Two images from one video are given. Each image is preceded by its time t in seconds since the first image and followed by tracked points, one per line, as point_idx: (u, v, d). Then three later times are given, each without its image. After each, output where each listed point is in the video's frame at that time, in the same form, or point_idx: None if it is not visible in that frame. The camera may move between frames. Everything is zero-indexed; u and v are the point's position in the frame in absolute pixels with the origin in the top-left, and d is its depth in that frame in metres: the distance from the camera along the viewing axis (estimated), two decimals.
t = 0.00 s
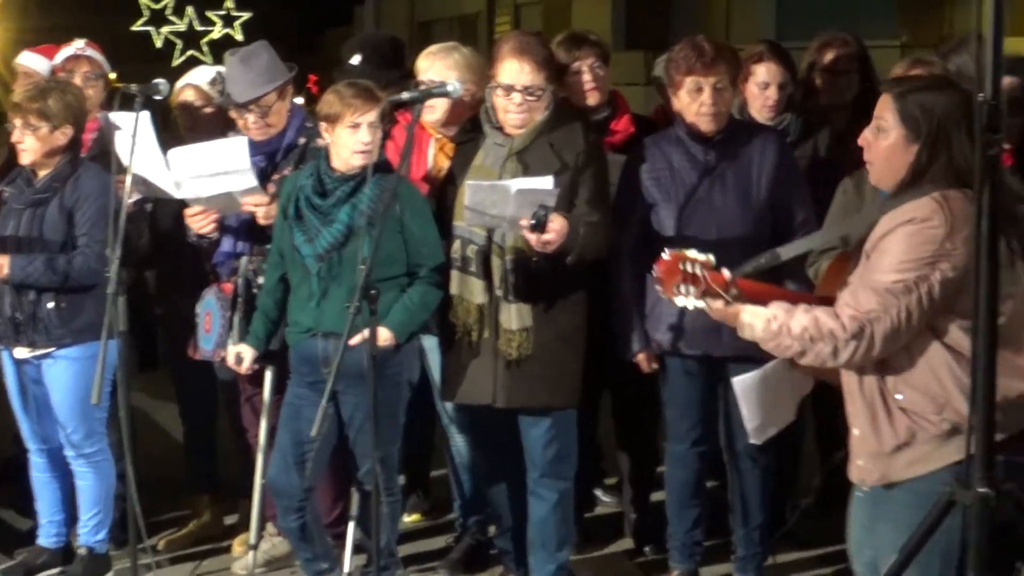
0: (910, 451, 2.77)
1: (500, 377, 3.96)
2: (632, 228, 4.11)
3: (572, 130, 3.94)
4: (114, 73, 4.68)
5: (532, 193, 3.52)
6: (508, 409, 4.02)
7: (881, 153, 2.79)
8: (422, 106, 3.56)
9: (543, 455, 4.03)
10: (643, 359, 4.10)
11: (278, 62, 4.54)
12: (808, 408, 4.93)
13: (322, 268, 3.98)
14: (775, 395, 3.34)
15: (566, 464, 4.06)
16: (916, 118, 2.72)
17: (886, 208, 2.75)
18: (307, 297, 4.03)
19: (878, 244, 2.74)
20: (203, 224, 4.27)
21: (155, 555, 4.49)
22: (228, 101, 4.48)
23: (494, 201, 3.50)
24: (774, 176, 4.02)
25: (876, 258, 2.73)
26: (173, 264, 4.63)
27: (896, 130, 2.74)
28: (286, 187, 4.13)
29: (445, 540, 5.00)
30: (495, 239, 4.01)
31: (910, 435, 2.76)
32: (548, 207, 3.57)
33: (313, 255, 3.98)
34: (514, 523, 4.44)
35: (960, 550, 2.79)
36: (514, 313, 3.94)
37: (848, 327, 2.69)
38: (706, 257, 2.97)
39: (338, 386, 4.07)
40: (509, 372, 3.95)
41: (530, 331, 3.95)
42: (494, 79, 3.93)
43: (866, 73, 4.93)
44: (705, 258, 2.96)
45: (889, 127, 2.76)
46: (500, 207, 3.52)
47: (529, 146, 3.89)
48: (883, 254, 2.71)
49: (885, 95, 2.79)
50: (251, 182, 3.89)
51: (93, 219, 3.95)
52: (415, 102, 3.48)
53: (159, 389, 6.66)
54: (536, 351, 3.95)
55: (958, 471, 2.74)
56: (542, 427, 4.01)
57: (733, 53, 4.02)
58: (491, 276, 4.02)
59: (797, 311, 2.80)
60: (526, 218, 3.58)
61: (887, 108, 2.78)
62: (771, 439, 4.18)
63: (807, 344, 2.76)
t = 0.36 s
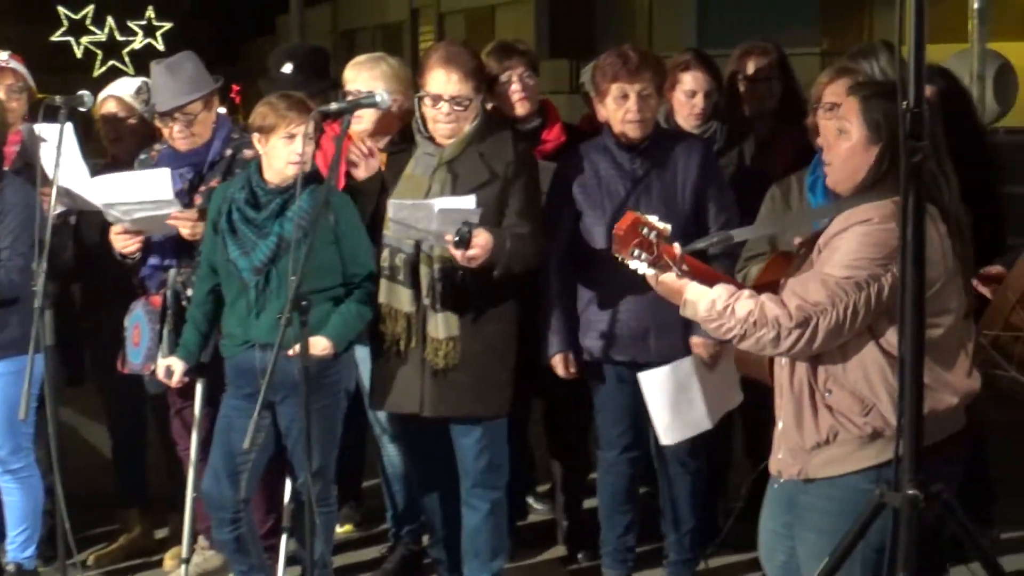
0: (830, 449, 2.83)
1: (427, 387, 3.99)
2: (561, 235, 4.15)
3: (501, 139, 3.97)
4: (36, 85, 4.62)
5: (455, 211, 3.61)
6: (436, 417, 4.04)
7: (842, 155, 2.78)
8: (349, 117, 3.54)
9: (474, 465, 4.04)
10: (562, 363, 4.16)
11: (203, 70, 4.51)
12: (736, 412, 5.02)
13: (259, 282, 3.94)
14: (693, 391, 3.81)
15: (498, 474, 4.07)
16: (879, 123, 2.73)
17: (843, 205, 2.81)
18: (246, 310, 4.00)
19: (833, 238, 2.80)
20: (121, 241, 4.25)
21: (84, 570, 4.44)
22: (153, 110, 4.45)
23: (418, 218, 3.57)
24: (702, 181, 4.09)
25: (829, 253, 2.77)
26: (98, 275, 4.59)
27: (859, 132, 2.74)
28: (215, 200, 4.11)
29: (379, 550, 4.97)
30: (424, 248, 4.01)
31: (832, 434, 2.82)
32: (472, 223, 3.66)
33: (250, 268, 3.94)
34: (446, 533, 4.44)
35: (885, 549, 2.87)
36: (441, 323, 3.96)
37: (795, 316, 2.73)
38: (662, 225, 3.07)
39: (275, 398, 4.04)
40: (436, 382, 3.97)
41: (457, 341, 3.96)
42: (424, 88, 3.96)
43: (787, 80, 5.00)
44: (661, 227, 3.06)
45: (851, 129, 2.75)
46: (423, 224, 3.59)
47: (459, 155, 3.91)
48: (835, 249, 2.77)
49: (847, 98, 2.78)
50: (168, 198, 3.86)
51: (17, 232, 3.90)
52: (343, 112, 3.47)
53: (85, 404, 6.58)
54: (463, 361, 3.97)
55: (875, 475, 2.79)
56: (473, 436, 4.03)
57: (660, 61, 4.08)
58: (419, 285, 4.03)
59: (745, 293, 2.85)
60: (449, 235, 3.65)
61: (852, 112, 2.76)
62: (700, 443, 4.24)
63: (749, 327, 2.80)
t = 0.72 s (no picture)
0: (799, 459, 2.85)
1: (384, 399, 3.97)
2: (514, 243, 4.16)
3: (457, 152, 3.99)
4: None
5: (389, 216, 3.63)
6: (391, 429, 4.03)
7: (814, 164, 2.84)
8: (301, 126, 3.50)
9: (428, 477, 4.04)
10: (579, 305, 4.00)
11: (151, 80, 4.44)
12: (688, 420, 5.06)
13: (213, 294, 3.92)
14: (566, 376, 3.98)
15: (452, 484, 4.07)
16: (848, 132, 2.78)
17: (816, 218, 2.83)
18: (199, 324, 3.96)
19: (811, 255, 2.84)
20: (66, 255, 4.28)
21: None
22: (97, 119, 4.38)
23: (350, 221, 3.60)
24: (654, 191, 4.12)
25: (805, 273, 2.83)
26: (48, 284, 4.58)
27: (828, 141, 2.80)
28: (164, 212, 4.08)
29: (332, 562, 4.94)
30: (382, 259, 3.98)
31: (803, 444, 2.84)
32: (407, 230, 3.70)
33: (202, 280, 3.91)
34: (400, 544, 4.43)
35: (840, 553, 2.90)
36: (400, 336, 3.94)
37: (779, 338, 2.73)
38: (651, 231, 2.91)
39: (230, 411, 4.00)
40: (393, 394, 3.96)
41: (415, 354, 3.95)
42: (377, 96, 3.95)
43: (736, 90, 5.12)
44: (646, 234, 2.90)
45: (819, 138, 2.82)
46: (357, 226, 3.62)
47: (416, 166, 3.93)
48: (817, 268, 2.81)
49: (815, 108, 2.85)
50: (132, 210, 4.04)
51: None
52: (295, 123, 3.44)
53: (35, 416, 6.51)
54: (421, 374, 3.96)
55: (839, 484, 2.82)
56: (428, 447, 4.02)
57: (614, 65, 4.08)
58: (377, 297, 4.00)
59: (724, 314, 2.82)
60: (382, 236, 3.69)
61: (819, 122, 2.83)
62: (652, 451, 4.27)
63: (733, 348, 2.78)
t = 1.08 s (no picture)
0: (772, 466, 2.89)
1: (343, 406, 3.96)
2: (471, 244, 4.13)
3: (417, 159, 3.99)
4: None
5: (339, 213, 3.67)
6: (350, 437, 4.02)
7: (772, 170, 2.90)
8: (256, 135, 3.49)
9: (386, 484, 4.03)
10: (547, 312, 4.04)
11: (103, 86, 4.41)
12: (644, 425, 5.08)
13: (162, 301, 3.89)
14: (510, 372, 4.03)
15: (409, 491, 4.06)
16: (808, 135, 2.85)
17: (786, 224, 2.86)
18: (148, 332, 3.93)
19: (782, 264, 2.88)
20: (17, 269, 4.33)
21: None
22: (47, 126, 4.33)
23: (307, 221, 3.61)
24: (606, 198, 4.15)
25: (779, 282, 2.84)
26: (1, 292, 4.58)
27: (787, 147, 2.86)
28: (115, 219, 4.03)
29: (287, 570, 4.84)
30: (341, 267, 3.99)
31: (777, 452, 2.89)
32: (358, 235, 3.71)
33: (152, 287, 3.88)
34: (357, 552, 4.40)
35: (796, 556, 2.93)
36: (360, 343, 3.93)
37: (759, 350, 2.78)
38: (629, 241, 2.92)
39: (180, 419, 3.98)
40: (352, 403, 3.95)
41: (375, 361, 3.95)
42: (334, 101, 3.95)
43: (689, 93, 5.11)
44: (629, 246, 2.90)
45: (779, 145, 2.88)
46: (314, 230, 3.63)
47: (375, 174, 3.93)
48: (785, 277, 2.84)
49: (773, 115, 2.92)
50: (88, 225, 4.09)
51: None
52: (249, 130, 3.42)
53: None
54: (380, 382, 3.95)
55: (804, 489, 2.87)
56: (385, 455, 4.01)
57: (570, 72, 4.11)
58: (336, 305, 4.01)
59: (703, 325, 2.82)
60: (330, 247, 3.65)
61: (777, 127, 2.89)
62: (608, 457, 4.29)
63: (712, 362, 2.78)
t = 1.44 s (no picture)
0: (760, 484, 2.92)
1: (313, 414, 3.95)
2: (437, 252, 4.14)
3: (388, 164, 4.00)
4: None
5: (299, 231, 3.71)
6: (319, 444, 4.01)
7: (709, 189, 2.92)
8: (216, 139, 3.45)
9: (354, 491, 4.01)
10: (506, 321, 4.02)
11: (66, 90, 4.43)
12: (611, 430, 5.09)
13: (123, 308, 3.85)
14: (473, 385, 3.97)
15: (376, 498, 4.05)
16: (738, 145, 2.87)
17: (737, 236, 2.92)
18: (108, 339, 3.89)
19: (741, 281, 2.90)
20: None
21: None
22: (8, 129, 4.32)
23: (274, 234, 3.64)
24: (571, 204, 4.14)
25: (744, 299, 2.87)
26: None
27: (721, 162, 2.88)
28: (73, 226, 3.99)
29: None
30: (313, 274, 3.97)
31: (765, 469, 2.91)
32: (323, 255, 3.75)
33: (113, 294, 3.84)
34: (323, 559, 4.39)
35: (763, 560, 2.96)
36: (330, 351, 3.91)
37: (739, 371, 2.83)
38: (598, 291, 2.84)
39: (142, 426, 3.94)
40: (323, 411, 3.94)
41: (346, 369, 3.93)
42: (302, 105, 3.94)
43: (658, 98, 5.15)
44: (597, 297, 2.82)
45: (712, 161, 2.89)
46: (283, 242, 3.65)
47: (346, 180, 3.94)
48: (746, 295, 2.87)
49: (701, 131, 2.93)
50: (52, 231, 4.07)
51: None
52: (212, 135, 3.39)
53: None
54: (351, 389, 3.94)
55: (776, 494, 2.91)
56: (353, 462, 4.00)
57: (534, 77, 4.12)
58: (307, 311, 3.99)
59: (678, 355, 2.83)
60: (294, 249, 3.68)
61: (706, 142, 2.91)
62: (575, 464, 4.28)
63: (694, 390, 2.80)
